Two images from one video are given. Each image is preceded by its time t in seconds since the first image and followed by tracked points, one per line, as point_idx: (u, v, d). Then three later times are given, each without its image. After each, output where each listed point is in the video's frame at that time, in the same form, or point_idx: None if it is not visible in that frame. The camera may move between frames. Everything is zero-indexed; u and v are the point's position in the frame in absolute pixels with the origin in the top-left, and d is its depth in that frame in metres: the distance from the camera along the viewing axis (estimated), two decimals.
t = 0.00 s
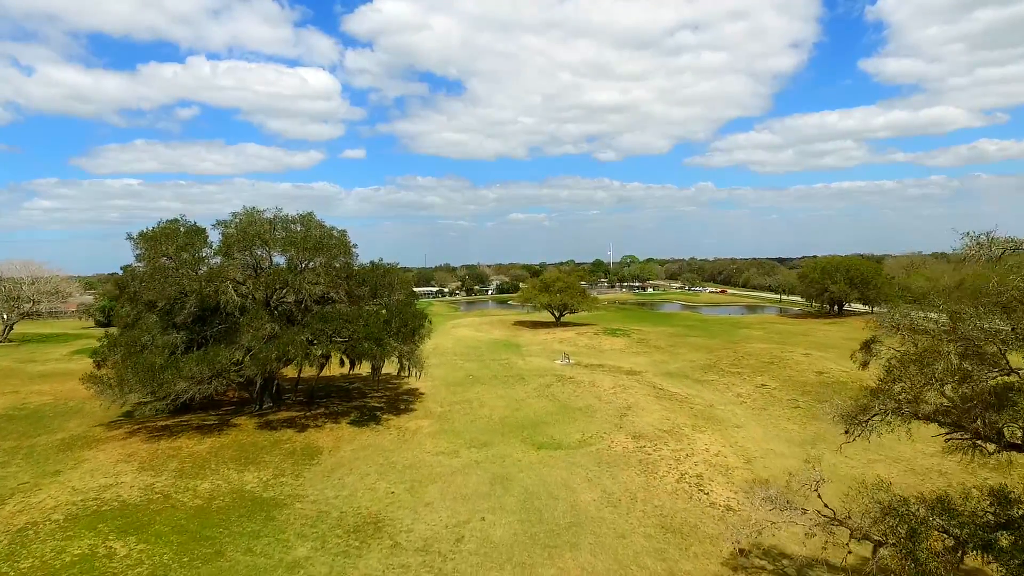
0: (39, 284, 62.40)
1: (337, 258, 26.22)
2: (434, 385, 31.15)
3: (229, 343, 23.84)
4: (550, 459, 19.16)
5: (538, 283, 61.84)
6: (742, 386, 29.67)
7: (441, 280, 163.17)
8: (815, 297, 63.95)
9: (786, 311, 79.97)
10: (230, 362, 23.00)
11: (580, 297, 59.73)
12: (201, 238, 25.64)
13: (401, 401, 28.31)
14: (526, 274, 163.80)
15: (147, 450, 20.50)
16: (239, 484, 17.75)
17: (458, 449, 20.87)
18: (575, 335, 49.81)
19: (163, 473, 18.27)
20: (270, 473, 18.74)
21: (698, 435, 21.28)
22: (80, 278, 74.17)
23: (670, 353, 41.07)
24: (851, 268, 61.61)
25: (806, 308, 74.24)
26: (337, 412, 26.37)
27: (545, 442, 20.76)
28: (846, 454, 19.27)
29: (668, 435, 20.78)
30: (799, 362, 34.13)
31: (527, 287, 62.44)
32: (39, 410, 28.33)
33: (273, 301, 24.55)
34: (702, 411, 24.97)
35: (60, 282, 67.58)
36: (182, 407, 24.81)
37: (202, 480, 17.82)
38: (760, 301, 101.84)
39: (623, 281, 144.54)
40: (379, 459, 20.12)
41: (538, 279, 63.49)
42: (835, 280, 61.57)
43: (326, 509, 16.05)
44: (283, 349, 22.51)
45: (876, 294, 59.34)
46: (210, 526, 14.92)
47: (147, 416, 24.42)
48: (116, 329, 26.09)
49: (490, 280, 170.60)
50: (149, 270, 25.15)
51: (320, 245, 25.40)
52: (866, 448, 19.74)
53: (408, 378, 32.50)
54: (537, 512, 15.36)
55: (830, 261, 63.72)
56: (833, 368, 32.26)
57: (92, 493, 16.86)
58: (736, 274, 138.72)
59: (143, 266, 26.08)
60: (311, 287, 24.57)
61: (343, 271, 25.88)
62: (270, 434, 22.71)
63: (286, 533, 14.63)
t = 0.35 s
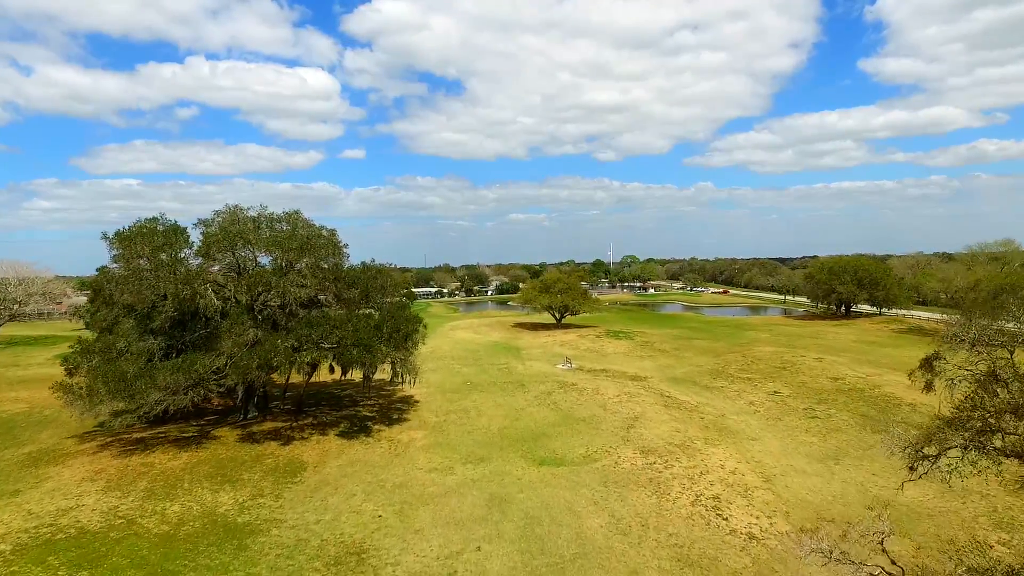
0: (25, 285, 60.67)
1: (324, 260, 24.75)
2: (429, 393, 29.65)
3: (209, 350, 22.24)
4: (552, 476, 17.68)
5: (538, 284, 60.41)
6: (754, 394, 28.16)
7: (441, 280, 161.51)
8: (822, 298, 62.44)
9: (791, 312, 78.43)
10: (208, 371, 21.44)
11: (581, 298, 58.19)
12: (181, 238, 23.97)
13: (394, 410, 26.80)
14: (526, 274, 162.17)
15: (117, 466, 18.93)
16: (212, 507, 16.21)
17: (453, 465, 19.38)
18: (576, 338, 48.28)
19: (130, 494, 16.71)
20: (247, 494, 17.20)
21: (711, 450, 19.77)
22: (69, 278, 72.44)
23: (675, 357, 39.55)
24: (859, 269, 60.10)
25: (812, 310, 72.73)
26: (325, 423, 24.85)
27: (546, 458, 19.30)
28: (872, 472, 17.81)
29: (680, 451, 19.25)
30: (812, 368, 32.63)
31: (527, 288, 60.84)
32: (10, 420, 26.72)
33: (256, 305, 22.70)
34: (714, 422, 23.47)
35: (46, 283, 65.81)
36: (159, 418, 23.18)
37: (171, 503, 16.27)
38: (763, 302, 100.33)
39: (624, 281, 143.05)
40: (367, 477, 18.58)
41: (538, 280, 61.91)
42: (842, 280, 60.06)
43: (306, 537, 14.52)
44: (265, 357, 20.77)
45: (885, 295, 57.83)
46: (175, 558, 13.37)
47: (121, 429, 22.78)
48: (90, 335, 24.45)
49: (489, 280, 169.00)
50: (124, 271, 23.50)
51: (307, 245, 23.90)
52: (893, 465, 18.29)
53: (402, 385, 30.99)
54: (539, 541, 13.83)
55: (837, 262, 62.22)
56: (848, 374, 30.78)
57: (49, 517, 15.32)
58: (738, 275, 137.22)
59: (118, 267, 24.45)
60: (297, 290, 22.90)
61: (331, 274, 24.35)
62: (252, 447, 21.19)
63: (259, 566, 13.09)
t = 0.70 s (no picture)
0: (13, 286, 59.24)
1: (309, 260, 23.32)
2: (424, 401, 28.22)
3: (187, 358, 20.72)
4: (554, 498, 16.24)
5: (538, 285, 59.05)
6: (767, 402, 26.73)
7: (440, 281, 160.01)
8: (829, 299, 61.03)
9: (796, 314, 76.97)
10: (185, 380, 19.92)
11: (583, 300, 56.79)
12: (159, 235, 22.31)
13: (387, 420, 25.33)
14: (526, 275, 160.54)
15: (82, 484, 17.42)
16: (182, 532, 14.72)
17: (448, 483, 17.95)
18: (578, 341, 46.88)
19: (93, 518, 15.21)
20: (222, 516, 15.71)
21: (726, 466, 18.33)
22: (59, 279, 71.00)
23: (681, 362, 38.10)
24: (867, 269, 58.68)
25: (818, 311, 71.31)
26: (313, 434, 23.37)
27: (548, 476, 17.87)
28: (903, 492, 16.37)
29: (694, 468, 17.77)
30: (825, 374, 31.19)
31: (527, 289, 59.41)
32: None
33: (236, 309, 21.03)
34: (726, 434, 22.02)
35: (35, 284, 64.38)
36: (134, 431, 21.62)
37: (136, 529, 14.77)
38: (766, 303, 98.90)
39: (624, 282, 141.76)
40: (354, 497, 17.12)
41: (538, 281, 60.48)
42: (850, 281, 58.71)
43: (281, 569, 13.04)
44: (245, 366, 19.16)
45: (894, 296, 56.40)
46: None
47: (93, 442, 21.24)
48: (62, 341, 22.91)
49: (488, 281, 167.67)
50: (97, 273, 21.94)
51: (292, 246, 22.45)
52: (925, 484, 16.84)
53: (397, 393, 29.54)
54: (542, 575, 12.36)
55: (844, 262, 60.82)
56: (864, 381, 29.38)
57: None
58: (740, 275, 135.78)
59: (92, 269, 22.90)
60: (280, 293, 21.30)
61: (317, 275, 22.88)
62: (232, 463, 19.70)
63: None
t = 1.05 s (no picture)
0: None
1: (295, 261, 21.86)
2: (419, 409, 26.79)
3: (162, 367, 19.21)
4: (558, 522, 14.81)
5: (538, 286, 57.62)
6: (781, 411, 25.30)
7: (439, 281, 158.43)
8: (836, 301, 59.60)
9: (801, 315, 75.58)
10: (159, 391, 18.39)
11: (584, 300, 55.36)
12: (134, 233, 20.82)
13: (379, 431, 23.88)
14: (526, 275, 159.23)
15: (42, 506, 15.94)
16: (145, 564, 13.25)
17: (441, 504, 16.50)
18: (580, 344, 45.46)
19: (47, 547, 13.74)
20: (191, 544, 14.24)
21: (744, 485, 16.88)
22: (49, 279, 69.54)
23: (687, 366, 36.66)
24: (876, 270, 57.26)
25: (824, 312, 69.86)
26: (300, 447, 21.92)
27: (551, 496, 16.43)
28: (940, 516, 14.91)
29: (710, 488, 16.29)
30: (840, 380, 29.76)
31: (527, 290, 57.98)
32: None
33: (214, 314, 19.50)
34: (741, 447, 20.59)
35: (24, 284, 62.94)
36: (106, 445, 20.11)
37: (94, 559, 13.30)
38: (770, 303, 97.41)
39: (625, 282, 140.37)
40: (338, 520, 15.66)
41: (538, 282, 59.05)
42: (858, 282, 57.27)
43: None
44: (222, 376, 17.62)
45: (904, 297, 54.98)
46: None
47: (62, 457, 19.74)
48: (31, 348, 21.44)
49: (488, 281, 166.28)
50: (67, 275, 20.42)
51: (276, 246, 20.99)
52: (963, 506, 15.38)
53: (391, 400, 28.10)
54: None
55: (851, 262, 59.39)
56: (881, 388, 27.94)
57: None
58: (742, 275, 134.33)
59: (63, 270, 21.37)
60: (263, 297, 19.78)
61: (303, 277, 21.38)
62: (208, 480, 18.22)
63: None
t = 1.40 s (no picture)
0: None
1: (278, 261, 20.30)
2: (413, 420, 25.30)
3: (131, 378, 17.60)
4: (562, 552, 13.29)
5: (538, 287, 56.15)
6: (797, 421, 23.80)
7: (439, 282, 156.95)
8: (844, 302, 58.15)
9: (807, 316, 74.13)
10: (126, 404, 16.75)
11: (586, 302, 53.88)
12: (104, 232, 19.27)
13: (370, 443, 22.35)
14: (525, 276, 157.79)
15: None
16: None
17: (433, 529, 14.98)
18: (582, 347, 43.97)
19: None
20: None
21: (767, 508, 15.36)
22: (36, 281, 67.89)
23: (694, 371, 35.16)
24: (885, 271, 55.80)
25: (831, 313, 68.36)
26: (283, 461, 20.40)
27: (553, 521, 14.93)
28: (989, 545, 13.36)
29: (730, 514, 14.73)
30: (857, 387, 28.26)
31: (528, 291, 56.48)
32: None
33: (187, 319, 17.87)
34: (759, 462, 19.07)
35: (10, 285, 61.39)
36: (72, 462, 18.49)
37: None
38: (774, 304, 95.91)
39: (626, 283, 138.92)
40: (319, 549, 14.13)
41: (539, 283, 57.57)
42: (867, 283, 55.78)
43: None
44: (192, 387, 15.99)
45: (914, 298, 53.48)
46: None
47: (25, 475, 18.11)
48: None
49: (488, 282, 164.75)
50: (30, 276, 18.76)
51: (257, 245, 19.45)
52: (1012, 534, 13.84)
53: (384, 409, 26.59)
54: None
55: (860, 262, 57.91)
56: (902, 396, 26.44)
57: None
58: (745, 275, 132.88)
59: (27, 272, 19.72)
60: (240, 300, 18.16)
61: (286, 278, 19.81)
62: (180, 501, 16.65)
63: None
